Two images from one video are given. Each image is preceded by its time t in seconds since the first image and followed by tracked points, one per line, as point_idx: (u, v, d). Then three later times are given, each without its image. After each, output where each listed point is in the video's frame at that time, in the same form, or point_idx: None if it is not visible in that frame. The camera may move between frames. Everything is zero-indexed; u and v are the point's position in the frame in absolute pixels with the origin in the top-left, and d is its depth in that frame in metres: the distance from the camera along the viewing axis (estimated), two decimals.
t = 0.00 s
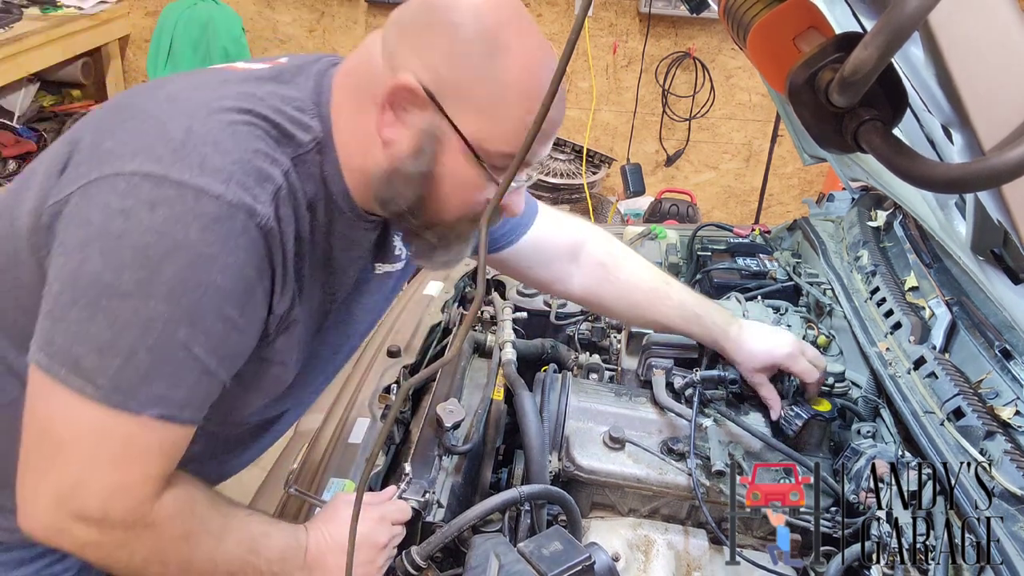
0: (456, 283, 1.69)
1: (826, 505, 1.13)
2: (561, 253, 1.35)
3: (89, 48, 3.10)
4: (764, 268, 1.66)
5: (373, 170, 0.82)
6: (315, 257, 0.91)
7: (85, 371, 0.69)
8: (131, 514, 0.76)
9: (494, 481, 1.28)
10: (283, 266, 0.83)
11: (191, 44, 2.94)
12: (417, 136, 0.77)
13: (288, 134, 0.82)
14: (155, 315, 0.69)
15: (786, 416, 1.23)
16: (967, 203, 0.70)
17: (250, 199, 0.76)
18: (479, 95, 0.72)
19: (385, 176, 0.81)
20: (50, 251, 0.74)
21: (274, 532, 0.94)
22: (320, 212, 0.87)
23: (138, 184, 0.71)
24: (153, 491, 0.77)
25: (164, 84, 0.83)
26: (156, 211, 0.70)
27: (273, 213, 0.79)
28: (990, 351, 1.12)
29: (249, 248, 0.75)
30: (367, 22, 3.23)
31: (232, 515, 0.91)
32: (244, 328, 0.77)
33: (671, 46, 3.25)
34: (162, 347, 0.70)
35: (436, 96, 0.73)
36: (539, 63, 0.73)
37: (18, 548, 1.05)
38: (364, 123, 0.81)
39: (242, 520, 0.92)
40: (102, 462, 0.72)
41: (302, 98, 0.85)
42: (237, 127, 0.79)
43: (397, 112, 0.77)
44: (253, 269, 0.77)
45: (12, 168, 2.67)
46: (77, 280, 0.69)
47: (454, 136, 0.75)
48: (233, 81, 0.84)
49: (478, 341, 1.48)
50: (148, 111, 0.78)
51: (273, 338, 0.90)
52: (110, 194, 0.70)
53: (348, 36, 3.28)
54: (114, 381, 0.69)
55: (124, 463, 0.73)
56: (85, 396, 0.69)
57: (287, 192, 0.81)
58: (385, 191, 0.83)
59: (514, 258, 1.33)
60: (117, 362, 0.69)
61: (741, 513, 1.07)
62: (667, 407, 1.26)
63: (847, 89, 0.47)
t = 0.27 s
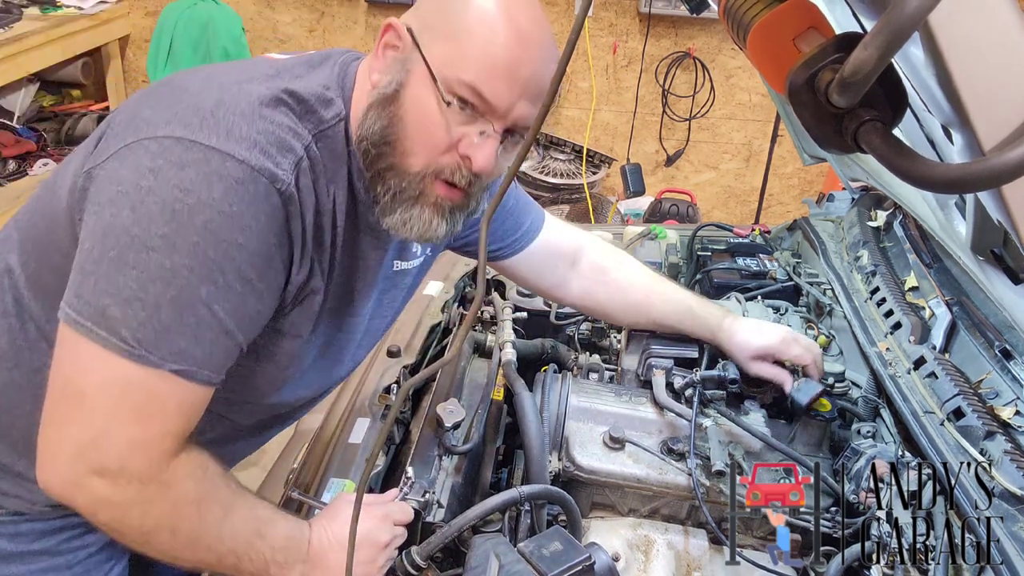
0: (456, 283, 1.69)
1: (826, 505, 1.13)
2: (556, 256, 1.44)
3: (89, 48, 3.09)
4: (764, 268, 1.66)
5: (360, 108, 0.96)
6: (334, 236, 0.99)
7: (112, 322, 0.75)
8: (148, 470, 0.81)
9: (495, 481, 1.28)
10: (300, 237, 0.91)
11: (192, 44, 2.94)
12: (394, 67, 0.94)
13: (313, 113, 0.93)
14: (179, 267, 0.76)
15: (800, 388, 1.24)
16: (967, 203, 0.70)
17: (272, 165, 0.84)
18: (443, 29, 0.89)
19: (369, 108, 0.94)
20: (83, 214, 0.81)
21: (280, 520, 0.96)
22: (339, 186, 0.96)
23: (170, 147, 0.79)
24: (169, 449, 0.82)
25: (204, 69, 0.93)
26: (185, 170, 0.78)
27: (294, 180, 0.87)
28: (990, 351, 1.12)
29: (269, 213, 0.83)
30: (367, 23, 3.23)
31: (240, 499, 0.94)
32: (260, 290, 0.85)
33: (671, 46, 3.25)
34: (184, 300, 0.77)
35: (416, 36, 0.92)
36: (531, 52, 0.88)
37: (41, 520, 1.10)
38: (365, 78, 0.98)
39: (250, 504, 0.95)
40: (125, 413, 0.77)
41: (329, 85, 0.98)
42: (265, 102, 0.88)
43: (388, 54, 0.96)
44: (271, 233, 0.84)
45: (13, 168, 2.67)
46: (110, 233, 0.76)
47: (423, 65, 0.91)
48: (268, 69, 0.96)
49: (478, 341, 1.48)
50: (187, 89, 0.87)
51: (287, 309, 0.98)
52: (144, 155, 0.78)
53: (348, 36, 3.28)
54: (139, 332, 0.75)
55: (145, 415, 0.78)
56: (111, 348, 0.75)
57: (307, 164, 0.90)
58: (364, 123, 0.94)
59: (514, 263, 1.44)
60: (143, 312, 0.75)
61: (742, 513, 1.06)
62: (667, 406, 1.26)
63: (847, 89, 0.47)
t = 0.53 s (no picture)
0: (456, 283, 1.69)
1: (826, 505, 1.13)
2: (555, 260, 1.45)
3: (88, 48, 3.09)
4: (764, 268, 1.66)
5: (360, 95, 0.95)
6: (339, 227, 0.97)
7: (111, 308, 0.75)
8: (146, 457, 0.81)
9: (495, 481, 1.28)
10: (300, 228, 0.90)
11: (192, 44, 2.94)
12: (394, 51, 0.92)
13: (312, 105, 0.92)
14: (177, 254, 0.76)
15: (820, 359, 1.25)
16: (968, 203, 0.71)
17: (269, 156, 0.83)
18: (442, 9, 0.89)
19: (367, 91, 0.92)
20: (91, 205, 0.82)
21: (281, 515, 0.96)
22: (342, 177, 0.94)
23: (171, 137, 0.79)
24: (167, 436, 0.82)
25: (213, 65, 0.94)
26: (184, 160, 0.78)
27: (293, 171, 0.86)
28: (991, 351, 1.12)
29: (265, 203, 0.83)
30: (367, 23, 3.23)
31: (240, 492, 0.94)
32: (258, 280, 0.84)
33: (671, 46, 3.25)
34: (182, 287, 0.77)
35: (416, 20, 0.92)
36: (533, 32, 0.87)
37: (42, 505, 1.09)
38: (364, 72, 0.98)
39: (251, 498, 0.95)
40: (123, 399, 0.77)
41: (331, 79, 0.97)
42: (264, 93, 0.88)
43: (387, 42, 0.95)
44: (268, 223, 0.83)
45: (13, 168, 2.66)
46: (112, 221, 0.76)
47: (422, 45, 0.90)
48: (273, 64, 0.95)
49: (478, 341, 1.48)
50: (191, 83, 0.88)
51: (287, 300, 0.97)
52: (147, 146, 0.79)
53: (348, 36, 3.28)
54: (137, 318, 0.75)
55: (144, 401, 0.78)
56: (110, 334, 0.75)
57: (308, 156, 0.89)
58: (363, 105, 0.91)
59: (515, 271, 1.44)
60: (142, 298, 0.75)
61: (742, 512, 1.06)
62: (667, 406, 1.25)
63: (849, 90, 0.47)
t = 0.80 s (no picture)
0: (457, 283, 1.68)
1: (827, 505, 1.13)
2: (561, 258, 1.44)
3: (89, 48, 3.09)
4: (766, 268, 1.66)
5: (384, 121, 0.88)
6: (345, 231, 0.95)
7: (117, 306, 0.75)
8: (150, 455, 0.81)
9: (497, 481, 1.29)
10: (305, 230, 0.88)
11: (192, 44, 2.94)
12: (419, 78, 0.83)
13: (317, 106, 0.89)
14: (182, 252, 0.76)
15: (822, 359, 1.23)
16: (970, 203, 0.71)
17: (274, 157, 0.82)
18: (474, 35, 0.78)
19: (392, 124, 0.86)
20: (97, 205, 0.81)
21: (283, 515, 0.96)
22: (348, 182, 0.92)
23: (177, 136, 0.78)
24: (171, 433, 0.82)
25: (220, 66, 0.92)
26: (191, 159, 0.77)
27: (298, 173, 0.85)
28: (993, 351, 1.12)
29: (271, 203, 0.81)
30: (367, 23, 3.23)
31: (242, 490, 0.94)
32: (263, 279, 0.83)
33: (671, 46, 3.25)
34: (187, 285, 0.76)
35: (438, 40, 0.81)
36: (551, 39, 0.77)
37: (47, 505, 1.10)
38: (379, 79, 0.89)
39: (253, 497, 0.95)
40: (127, 397, 0.77)
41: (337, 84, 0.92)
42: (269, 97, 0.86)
43: (407, 57, 0.85)
44: (274, 223, 0.82)
45: (12, 168, 2.65)
46: (119, 219, 0.76)
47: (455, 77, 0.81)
48: (280, 64, 0.93)
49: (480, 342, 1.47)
50: (198, 83, 0.87)
51: (292, 300, 0.96)
52: (152, 145, 0.78)
53: (349, 36, 3.28)
54: (142, 316, 0.75)
55: (148, 398, 0.78)
56: (114, 332, 0.75)
57: (313, 159, 0.87)
58: (395, 141, 0.87)
59: (522, 270, 1.42)
60: (146, 297, 0.75)
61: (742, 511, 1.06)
62: (668, 407, 1.25)
63: (854, 89, 0.47)
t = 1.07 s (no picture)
0: (456, 283, 1.68)
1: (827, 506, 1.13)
2: (564, 240, 1.37)
3: (89, 48, 3.09)
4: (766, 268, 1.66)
5: (420, 168, 0.90)
6: (350, 244, 0.96)
7: (116, 316, 0.75)
8: (147, 465, 0.81)
9: (497, 480, 1.30)
10: (309, 241, 0.89)
11: (192, 44, 2.94)
12: (466, 139, 0.85)
13: (324, 123, 0.90)
14: (184, 264, 0.76)
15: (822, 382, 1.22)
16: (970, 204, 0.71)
17: (279, 171, 0.83)
18: (526, 102, 0.81)
19: (432, 174, 0.89)
20: (103, 212, 0.82)
21: (281, 518, 0.96)
22: (355, 199, 0.93)
23: (181, 149, 0.79)
24: (169, 443, 0.82)
25: (225, 74, 0.93)
26: (195, 172, 0.78)
27: (303, 187, 0.86)
28: (993, 351, 1.13)
29: (275, 215, 0.82)
30: (367, 23, 3.23)
31: (240, 494, 0.94)
32: (265, 292, 0.84)
33: (671, 46, 3.25)
34: (187, 296, 0.77)
35: (483, 99, 0.82)
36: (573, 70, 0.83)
37: (53, 505, 1.10)
38: (409, 120, 0.88)
39: (252, 501, 0.95)
40: (125, 407, 0.77)
41: (344, 94, 0.94)
42: (274, 112, 0.87)
43: (447, 115, 0.84)
44: (278, 235, 0.83)
45: (12, 168, 2.65)
46: (120, 230, 0.76)
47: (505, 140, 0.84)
48: (284, 72, 0.94)
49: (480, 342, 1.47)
50: (203, 93, 0.88)
51: (297, 313, 0.96)
52: (156, 156, 0.79)
53: (349, 36, 3.27)
54: (141, 327, 0.75)
55: (145, 409, 0.78)
56: (113, 342, 0.75)
57: (318, 172, 0.88)
58: (432, 187, 0.90)
59: (530, 252, 1.35)
60: (146, 307, 0.75)
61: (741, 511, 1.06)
62: (669, 407, 1.25)
63: (855, 89, 0.47)
